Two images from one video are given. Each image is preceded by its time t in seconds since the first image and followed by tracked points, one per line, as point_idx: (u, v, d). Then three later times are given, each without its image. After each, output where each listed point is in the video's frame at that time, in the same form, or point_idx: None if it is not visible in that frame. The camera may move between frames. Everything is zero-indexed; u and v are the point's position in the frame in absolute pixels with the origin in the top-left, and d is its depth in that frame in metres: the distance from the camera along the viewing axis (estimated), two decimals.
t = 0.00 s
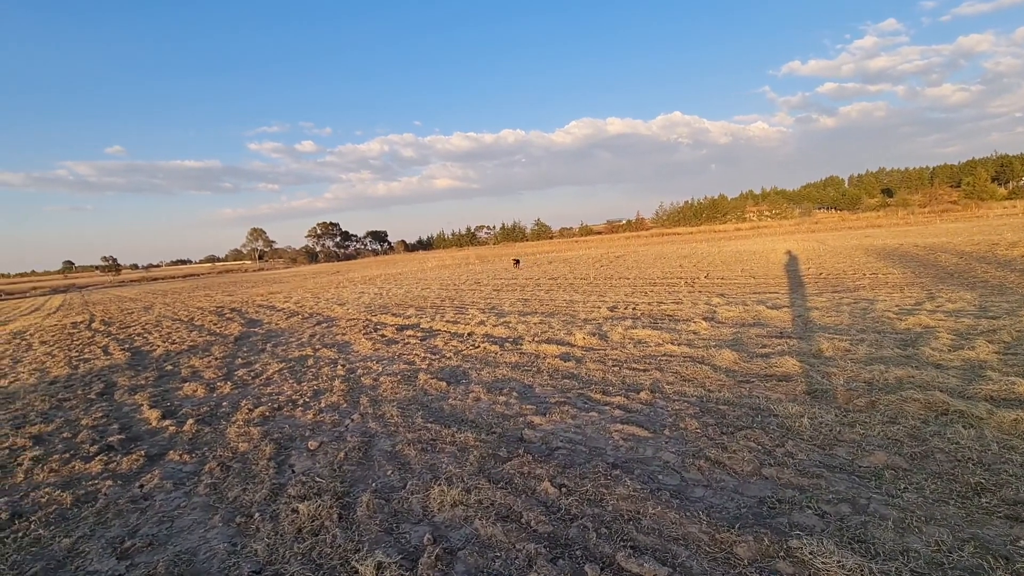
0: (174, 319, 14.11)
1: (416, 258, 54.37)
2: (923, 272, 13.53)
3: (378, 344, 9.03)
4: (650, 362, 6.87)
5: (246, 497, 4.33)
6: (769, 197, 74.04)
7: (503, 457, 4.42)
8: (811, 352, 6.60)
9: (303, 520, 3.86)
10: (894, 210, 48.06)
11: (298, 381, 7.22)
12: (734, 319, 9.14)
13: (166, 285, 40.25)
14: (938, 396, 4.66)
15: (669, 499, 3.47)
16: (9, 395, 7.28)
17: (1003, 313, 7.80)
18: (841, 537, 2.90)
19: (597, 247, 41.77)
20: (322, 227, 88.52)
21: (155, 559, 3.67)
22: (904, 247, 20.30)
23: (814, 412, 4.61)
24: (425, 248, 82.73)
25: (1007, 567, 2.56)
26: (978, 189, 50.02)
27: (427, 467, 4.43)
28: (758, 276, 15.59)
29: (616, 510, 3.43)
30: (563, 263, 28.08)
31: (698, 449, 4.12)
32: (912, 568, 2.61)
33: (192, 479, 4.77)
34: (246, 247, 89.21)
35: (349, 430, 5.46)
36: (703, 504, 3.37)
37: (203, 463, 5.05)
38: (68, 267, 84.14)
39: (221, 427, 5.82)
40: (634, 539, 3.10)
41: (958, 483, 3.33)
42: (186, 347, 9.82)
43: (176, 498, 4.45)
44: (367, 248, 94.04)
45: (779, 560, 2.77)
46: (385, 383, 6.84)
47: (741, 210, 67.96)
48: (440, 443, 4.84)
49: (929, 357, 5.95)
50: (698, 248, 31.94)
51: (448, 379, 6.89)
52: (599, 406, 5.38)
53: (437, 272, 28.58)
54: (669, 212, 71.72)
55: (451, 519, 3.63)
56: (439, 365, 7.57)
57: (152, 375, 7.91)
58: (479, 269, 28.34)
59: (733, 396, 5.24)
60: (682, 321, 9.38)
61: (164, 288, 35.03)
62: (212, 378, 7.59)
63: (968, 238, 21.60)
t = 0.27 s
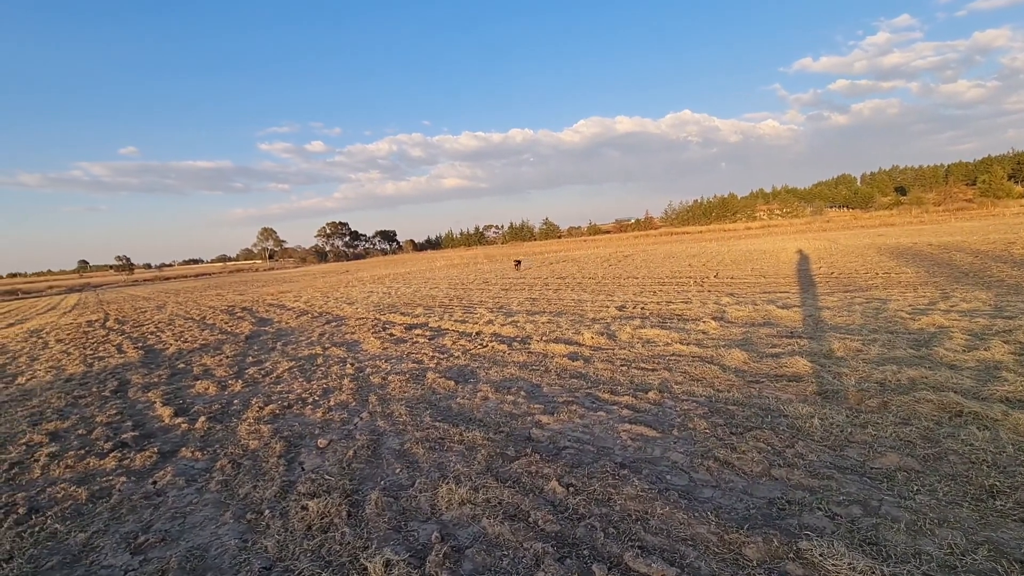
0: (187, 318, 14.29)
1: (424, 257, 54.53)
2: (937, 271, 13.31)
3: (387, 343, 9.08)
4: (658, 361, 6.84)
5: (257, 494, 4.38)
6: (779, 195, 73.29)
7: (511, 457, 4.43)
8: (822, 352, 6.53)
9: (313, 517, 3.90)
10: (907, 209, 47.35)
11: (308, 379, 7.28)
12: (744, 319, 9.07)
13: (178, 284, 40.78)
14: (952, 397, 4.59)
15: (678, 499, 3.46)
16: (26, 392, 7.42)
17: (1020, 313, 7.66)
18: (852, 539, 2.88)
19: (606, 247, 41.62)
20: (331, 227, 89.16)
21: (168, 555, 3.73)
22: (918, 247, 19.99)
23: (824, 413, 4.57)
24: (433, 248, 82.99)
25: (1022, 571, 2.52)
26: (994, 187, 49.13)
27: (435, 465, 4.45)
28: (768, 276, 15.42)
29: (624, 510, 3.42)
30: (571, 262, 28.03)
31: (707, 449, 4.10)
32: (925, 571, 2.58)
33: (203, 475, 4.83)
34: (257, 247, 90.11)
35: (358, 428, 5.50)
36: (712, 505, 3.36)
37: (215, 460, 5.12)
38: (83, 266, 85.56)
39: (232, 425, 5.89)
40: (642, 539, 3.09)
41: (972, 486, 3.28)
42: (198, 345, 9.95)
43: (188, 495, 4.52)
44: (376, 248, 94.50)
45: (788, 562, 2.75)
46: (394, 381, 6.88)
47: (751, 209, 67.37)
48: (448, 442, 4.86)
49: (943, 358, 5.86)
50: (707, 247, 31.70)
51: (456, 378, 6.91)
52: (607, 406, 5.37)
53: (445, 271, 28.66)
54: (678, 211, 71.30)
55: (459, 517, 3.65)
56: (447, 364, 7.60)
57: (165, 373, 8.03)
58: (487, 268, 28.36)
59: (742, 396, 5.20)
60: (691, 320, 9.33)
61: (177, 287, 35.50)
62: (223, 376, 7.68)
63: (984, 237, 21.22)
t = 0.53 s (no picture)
0: (201, 315, 14.52)
1: (434, 256, 54.67)
2: (955, 270, 13.07)
3: (398, 340, 9.15)
4: (669, 360, 6.82)
5: (271, 487, 4.46)
6: (792, 193, 72.41)
7: (521, 453, 4.46)
8: (835, 351, 6.46)
9: (326, 510, 3.96)
10: (924, 207, 46.50)
11: (320, 376, 7.37)
12: (755, 317, 8.99)
13: (192, 282, 41.37)
14: (969, 398, 4.52)
15: (688, 496, 3.46)
16: (47, 386, 7.60)
17: None
18: (864, 539, 2.86)
19: (616, 245, 41.45)
20: (342, 225, 89.85)
21: (185, 546, 3.81)
22: (935, 245, 19.64)
23: (838, 412, 4.52)
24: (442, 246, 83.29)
25: None
26: (1015, 185, 48.04)
27: (446, 461, 4.49)
28: (781, 274, 15.26)
29: (634, 507, 3.43)
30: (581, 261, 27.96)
31: (718, 448, 4.09)
32: (939, 572, 2.55)
33: (219, 469, 4.92)
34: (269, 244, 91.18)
35: (370, 424, 5.56)
36: (723, 503, 3.35)
37: (229, 454, 5.21)
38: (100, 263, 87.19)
39: (246, 420, 5.99)
40: (652, 536, 3.10)
41: (988, 487, 3.24)
42: (213, 341, 10.11)
43: (204, 487, 4.61)
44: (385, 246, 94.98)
45: (800, 560, 2.74)
46: (405, 378, 6.94)
47: (763, 207, 66.63)
48: (458, 438, 4.90)
49: (959, 358, 5.77)
50: (719, 245, 31.43)
51: (466, 375, 6.95)
52: (617, 404, 5.37)
53: (455, 269, 28.74)
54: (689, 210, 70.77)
55: (469, 512, 3.68)
56: (457, 361, 7.63)
57: (180, 369, 8.17)
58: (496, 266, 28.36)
59: (754, 395, 5.17)
60: (702, 319, 9.27)
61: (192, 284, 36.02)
62: (237, 372, 7.80)
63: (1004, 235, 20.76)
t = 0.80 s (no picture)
0: (215, 311, 14.72)
1: (443, 254, 54.80)
2: (972, 270, 12.85)
3: (408, 337, 9.21)
4: (679, 359, 6.80)
5: (284, 481, 4.53)
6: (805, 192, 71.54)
7: (530, 450, 4.48)
8: (848, 351, 6.40)
9: (337, 504, 4.02)
10: (940, 206, 45.68)
11: (331, 372, 7.45)
12: (767, 317, 8.93)
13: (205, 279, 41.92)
14: (985, 399, 4.47)
15: (698, 495, 3.46)
16: (66, 379, 7.78)
17: None
18: (876, 539, 2.85)
19: (625, 244, 41.26)
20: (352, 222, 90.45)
21: (200, 537, 3.89)
22: (952, 245, 19.31)
23: (850, 413, 4.49)
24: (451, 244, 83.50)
25: None
26: None
27: (456, 457, 4.53)
28: (793, 274, 15.11)
29: (643, 505, 3.44)
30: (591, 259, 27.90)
31: (728, 447, 4.08)
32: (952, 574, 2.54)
33: (233, 462, 5.01)
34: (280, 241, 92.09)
35: (381, 419, 5.62)
36: (733, 502, 3.35)
37: (243, 447, 5.30)
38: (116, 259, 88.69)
39: (259, 414, 6.08)
40: (661, 534, 3.11)
41: (1003, 490, 3.20)
42: (226, 337, 10.26)
43: (219, 480, 4.70)
44: (395, 243, 95.41)
45: (810, 560, 2.74)
46: (415, 375, 7.00)
47: (775, 206, 65.90)
48: (468, 434, 4.94)
49: (975, 359, 5.69)
50: (730, 244, 31.15)
51: (476, 372, 6.99)
52: (626, 402, 5.37)
53: (464, 267, 28.82)
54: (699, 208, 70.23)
55: (479, 508, 3.72)
56: (467, 358, 7.68)
57: (195, 363, 8.31)
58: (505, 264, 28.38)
59: (765, 395, 5.15)
60: (713, 318, 9.22)
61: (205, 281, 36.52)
62: (250, 367, 7.91)
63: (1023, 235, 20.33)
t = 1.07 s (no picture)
0: (231, 306, 14.96)
1: (455, 251, 54.95)
2: (994, 269, 12.57)
3: (420, 333, 9.29)
4: (691, 357, 6.77)
5: (299, 473, 4.61)
6: (821, 190, 70.37)
7: (542, 446, 4.51)
8: (864, 351, 6.31)
9: (351, 496, 4.09)
10: (961, 204, 44.64)
11: (345, 366, 7.55)
12: (781, 315, 8.83)
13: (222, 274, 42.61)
14: (1006, 400, 4.38)
15: (710, 493, 3.46)
16: (88, 371, 7.98)
17: None
18: (891, 540, 2.82)
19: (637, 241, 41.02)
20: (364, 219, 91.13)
21: (218, 526, 3.98)
22: (974, 244, 18.88)
23: (865, 412, 4.44)
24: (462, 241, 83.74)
25: None
26: None
27: (468, 451, 4.57)
28: (808, 272, 14.92)
29: (655, 502, 3.45)
30: (603, 256, 27.79)
31: (742, 446, 4.06)
32: None
33: (249, 453, 5.11)
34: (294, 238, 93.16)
35: (393, 414, 5.69)
36: (745, 501, 3.34)
37: (259, 439, 5.40)
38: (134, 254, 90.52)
39: (274, 407, 6.19)
40: (673, 531, 3.12)
41: None
42: (242, 331, 10.43)
43: (236, 471, 4.80)
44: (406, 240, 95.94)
45: (823, 560, 2.73)
46: (427, 370, 7.06)
47: (790, 203, 64.96)
48: (480, 430, 4.98)
49: (996, 359, 5.58)
50: (743, 242, 30.79)
51: (488, 368, 7.03)
52: (638, 400, 5.37)
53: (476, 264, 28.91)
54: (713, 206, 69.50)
55: (491, 502, 3.75)
56: (479, 355, 7.72)
57: (212, 357, 8.47)
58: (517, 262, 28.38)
59: (778, 393, 5.11)
60: (726, 316, 9.15)
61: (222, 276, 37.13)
62: (265, 361, 8.04)
63: None
